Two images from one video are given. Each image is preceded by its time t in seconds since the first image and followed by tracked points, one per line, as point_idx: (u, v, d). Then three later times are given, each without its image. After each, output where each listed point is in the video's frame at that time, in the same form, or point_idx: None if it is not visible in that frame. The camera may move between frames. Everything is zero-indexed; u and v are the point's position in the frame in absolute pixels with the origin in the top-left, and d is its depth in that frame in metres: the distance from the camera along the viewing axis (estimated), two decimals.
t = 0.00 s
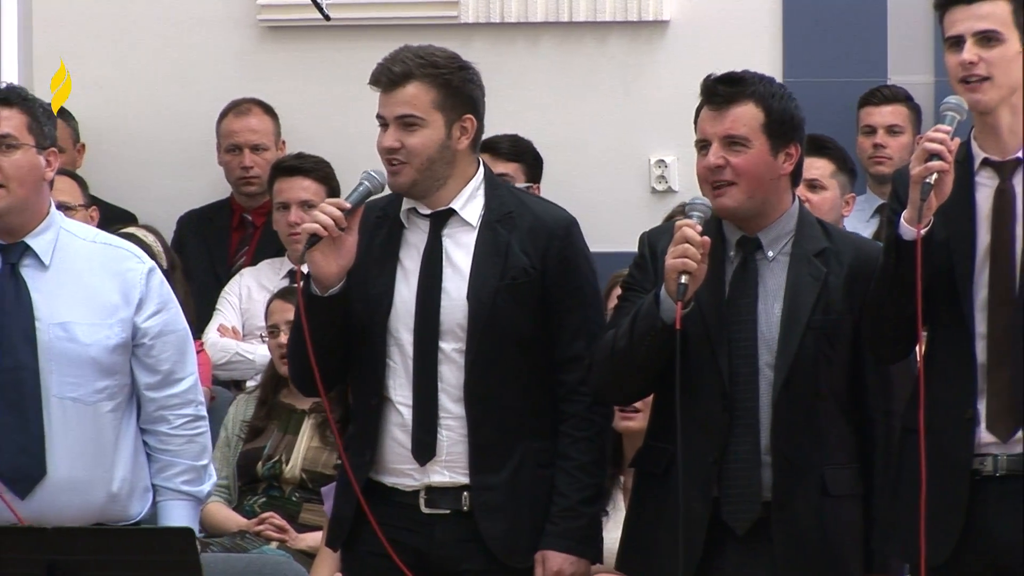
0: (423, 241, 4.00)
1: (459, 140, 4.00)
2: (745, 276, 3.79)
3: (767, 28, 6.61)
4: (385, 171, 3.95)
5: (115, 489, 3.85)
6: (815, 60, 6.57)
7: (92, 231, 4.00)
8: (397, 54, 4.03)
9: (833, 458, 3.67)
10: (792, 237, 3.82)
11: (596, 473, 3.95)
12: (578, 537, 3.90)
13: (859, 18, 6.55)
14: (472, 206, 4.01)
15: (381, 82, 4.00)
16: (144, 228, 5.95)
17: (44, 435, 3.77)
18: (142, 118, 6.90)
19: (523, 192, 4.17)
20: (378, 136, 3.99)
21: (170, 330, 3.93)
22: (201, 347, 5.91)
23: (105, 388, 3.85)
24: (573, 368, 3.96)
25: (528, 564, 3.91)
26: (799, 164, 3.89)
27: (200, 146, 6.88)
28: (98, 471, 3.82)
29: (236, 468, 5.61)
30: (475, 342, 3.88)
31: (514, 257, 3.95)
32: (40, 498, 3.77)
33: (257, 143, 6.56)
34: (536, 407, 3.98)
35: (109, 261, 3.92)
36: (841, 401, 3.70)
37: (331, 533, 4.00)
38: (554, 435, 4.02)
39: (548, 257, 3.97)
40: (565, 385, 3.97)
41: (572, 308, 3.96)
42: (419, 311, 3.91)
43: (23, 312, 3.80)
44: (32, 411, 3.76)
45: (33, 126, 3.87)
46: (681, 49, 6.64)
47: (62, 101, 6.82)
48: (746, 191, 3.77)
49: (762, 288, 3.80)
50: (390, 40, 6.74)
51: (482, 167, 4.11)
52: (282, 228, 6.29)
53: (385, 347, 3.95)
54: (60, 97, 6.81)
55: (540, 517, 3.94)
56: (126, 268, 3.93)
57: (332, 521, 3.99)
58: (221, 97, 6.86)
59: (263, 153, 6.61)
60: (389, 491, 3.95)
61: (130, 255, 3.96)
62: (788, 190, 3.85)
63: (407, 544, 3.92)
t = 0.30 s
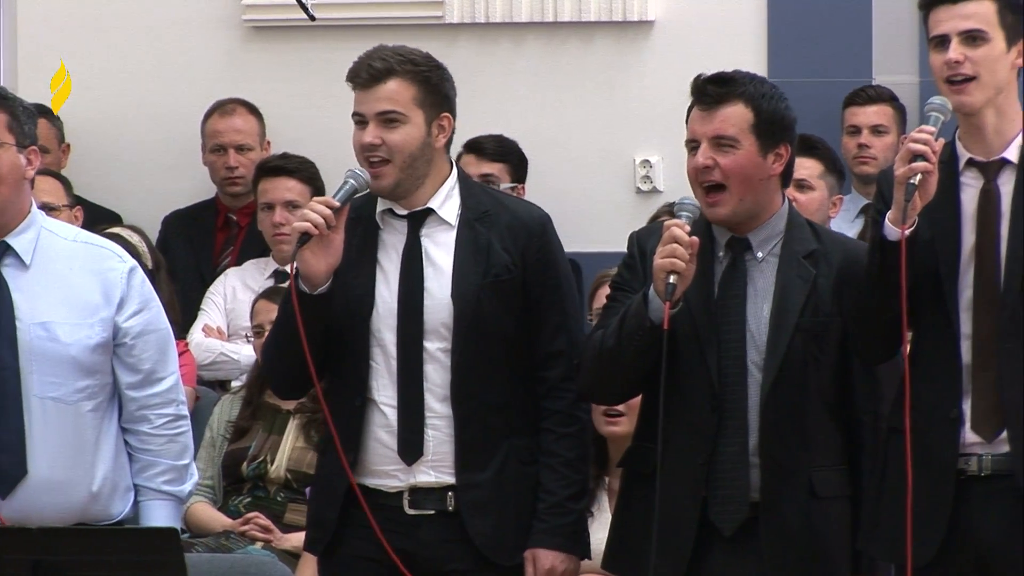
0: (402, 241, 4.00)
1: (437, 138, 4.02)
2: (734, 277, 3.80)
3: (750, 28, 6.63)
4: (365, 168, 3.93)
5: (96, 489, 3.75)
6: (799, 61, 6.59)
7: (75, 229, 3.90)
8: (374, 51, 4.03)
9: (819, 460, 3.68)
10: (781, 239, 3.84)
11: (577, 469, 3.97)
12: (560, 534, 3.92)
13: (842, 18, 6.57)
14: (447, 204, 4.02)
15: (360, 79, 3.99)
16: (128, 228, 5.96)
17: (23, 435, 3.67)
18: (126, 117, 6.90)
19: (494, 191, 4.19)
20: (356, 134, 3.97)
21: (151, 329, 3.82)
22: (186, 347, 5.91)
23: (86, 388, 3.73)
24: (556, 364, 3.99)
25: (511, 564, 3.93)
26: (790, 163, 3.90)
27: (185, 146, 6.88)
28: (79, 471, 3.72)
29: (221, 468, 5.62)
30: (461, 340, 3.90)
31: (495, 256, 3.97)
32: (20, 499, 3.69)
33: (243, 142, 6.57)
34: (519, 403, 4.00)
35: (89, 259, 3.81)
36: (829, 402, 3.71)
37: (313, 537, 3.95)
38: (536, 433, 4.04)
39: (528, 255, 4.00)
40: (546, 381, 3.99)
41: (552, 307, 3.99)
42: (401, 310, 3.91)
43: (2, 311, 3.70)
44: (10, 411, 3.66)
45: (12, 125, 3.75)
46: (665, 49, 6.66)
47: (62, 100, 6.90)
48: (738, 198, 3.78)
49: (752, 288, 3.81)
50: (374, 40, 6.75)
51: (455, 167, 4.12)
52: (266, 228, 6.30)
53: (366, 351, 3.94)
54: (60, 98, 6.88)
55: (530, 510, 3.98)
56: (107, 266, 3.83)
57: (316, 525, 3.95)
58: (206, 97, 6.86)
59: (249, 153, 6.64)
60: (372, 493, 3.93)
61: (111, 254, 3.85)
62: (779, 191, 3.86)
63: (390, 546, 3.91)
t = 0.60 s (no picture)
0: (382, 243, 3.98)
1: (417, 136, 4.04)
2: (723, 275, 3.81)
3: (734, 28, 6.65)
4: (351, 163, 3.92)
5: (83, 487, 3.68)
6: (782, 61, 6.61)
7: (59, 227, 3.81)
8: (357, 48, 4.04)
9: (806, 461, 3.70)
10: (770, 239, 3.85)
11: (558, 464, 3.99)
12: (546, 529, 3.93)
13: (825, 19, 6.60)
14: (426, 201, 4.02)
15: (344, 74, 3.99)
16: (113, 228, 5.94)
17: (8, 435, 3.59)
18: (110, 117, 6.89)
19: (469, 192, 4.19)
20: (341, 130, 3.96)
21: (136, 327, 3.75)
22: (171, 348, 5.90)
23: (71, 386, 3.66)
24: (537, 360, 3.99)
25: (499, 563, 3.95)
26: (779, 163, 3.91)
27: (170, 146, 6.88)
28: (65, 470, 3.65)
29: (206, 469, 5.61)
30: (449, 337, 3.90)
31: (478, 252, 3.98)
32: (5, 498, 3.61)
33: (227, 143, 6.57)
34: (501, 399, 4.01)
35: (73, 256, 3.73)
36: (817, 401, 3.72)
37: (296, 538, 3.91)
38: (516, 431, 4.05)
39: (508, 251, 4.00)
40: (527, 377, 3.99)
41: (531, 304, 4.00)
42: (387, 308, 3.89)
43: None
44: None
45: None
46: (649, 48, 6.67)
47: (63, 100, 6.90)
48: (724, 197, 3.79)
49: (740, 286, 3.82)
50: (359, 40, 6.75)
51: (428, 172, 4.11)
52: (250, 228, 6.30)
53: (353, 349, 3.91)
54: (61, 98, 6.89)
55: (513, 509, 3.98)
56: (91, 264, 3.74)
57: (300, 526, 3.91)
58: (190, 96, 6.86)
59: (233, 153, 6.64)
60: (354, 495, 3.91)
61: (95, 252, 3.77)
62: (767, 191, 3.87)
63: (374, 548, 3.90)
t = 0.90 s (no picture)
0: (361, 242, 3.95)
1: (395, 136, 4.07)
2: (708, 275, 3.83)
3: (716, 29, 6.67)
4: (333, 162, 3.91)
5: (67, 487, 3.54)
6: (763, 61, 6.64)
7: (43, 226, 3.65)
8: (336, 47, 4.04)
9: (792, 461, 3.71)
10: (756, 238, 3.87)
11: (537, 462, 4.00)
12: (528, 526, 3.94)
13: (807, 19, 6.62)
14: (403, 201, 4.02)
15: (326, 73, 3.99)
16: (96, 228, 5.94)
17: None
18: (94, 116, 6.91)
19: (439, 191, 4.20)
20: (321, 129, 3.95)
21: (121, 325, 3.61)
22: (153, 348, 5.90)
23: (55, 386, 3.52)
24: (513, 358, 4.02)
25: (483, 563, 3.95)
26: (764, 163, 3.93)
27: (153, 146, 6.90)
28: (49, 470, 3.50)
29: (189, 469, 5.61)
30: (433, 336, 3.90)
31: (458, 252, 3.99)
32: None
33: (209, 143, 6.60)
34: (479, 399, 4.01)
35: (55, 254, 3.58)
36: (804, 401, 3.74)
37: (280, 541, 3.87)
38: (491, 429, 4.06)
39: (485, 251, 4.03)
40: (504, 376, 4.01)
41: (506, 303, 4.04)
42: (370, 306, 3.88)
43: None
44: None
45: None
46: (632, 48, 6.70)
47: (63, 100, 6.92)
48: (710, 196, 3.81)
49: (726, 286, 3.84)
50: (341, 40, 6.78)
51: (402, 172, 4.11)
52: (233, 228, 6.29)
53: (338, 351, 3.88)
54: (60, 98, 6.90)
55: (493, 507, 3.98)
56: (74, 262, 3.59)
57: (283, 529, 3.87)
58: (174, 96, 6.88)
59: (215, 153, 6.66)
60: (336, 496, 3.88)
61: (78, 249, 3.61)
62: (753, 190, 3.89)
63: (357, 551, 3.87)
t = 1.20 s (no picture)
0: (345, 243, 3.94)
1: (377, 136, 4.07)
2: (699, 276, 3.84)
3: (704, 29, 6.69)
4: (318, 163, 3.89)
5: (60, 488, 3.53)
6: (751, 62, 6.66)
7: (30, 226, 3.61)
8: (319, 48, 4.03)
9: (785, 461, 3.71)
10: (747, 238, 3.88)
11: (519, 460, 4.00)
12: (513, 525, 3.93)
13: (795, 19, 6.64)
14: (385, 201, 4.01)
15: (310, 73, 3.98)
16: (85, 228, 5.93)
17: None
18: (82, 117, 6.92)
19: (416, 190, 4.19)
20: (306, 129, 3.94)
21: (111, 325, 3.61)
22: (142, 348, 5.90)
23: (46, 386, 3.50)
24: (494, 358, 4.02)
25: (468, 562, 3.93)
26: (755, 164, 3.94)
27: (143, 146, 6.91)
28: (41, 471, 3.49)
29: (177, 469, 5.61)
30: (419, 337, 3.88)
31: (440, 252, 3.98)
32: None
33: (199, 143, 6.61)
34: (462, 399, 4.00)
35: (45, 254, 3.55)
36: (796, 402, 3.74)
37: (268, 543, 3.84)
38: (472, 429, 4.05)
39: (466, 251, 4.03)
40: (486, 375, 4.02)
41: (487, 303, 4.03)
42: (354, 306, 3.86)
43: None
44: None
45: None
46: (621, 48, 6.72)
47: (63, 100, 6.92)
48: (699, 195, 3.82)
49: (717, 285, 3.85)
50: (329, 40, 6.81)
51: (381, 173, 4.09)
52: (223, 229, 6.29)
53: (323, 351, 3.86)
54: (60, 98, 6.91)
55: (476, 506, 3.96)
56: (64, 262, 3.58)
57: (271, 531, 3.84)
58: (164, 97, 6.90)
59: (204, 153, 6.68)
60: (323, 497, 3.86)
61: (68, 250, 3.59)
62: (743, 190, 3.90)
63: (346, 554, 3.85)
